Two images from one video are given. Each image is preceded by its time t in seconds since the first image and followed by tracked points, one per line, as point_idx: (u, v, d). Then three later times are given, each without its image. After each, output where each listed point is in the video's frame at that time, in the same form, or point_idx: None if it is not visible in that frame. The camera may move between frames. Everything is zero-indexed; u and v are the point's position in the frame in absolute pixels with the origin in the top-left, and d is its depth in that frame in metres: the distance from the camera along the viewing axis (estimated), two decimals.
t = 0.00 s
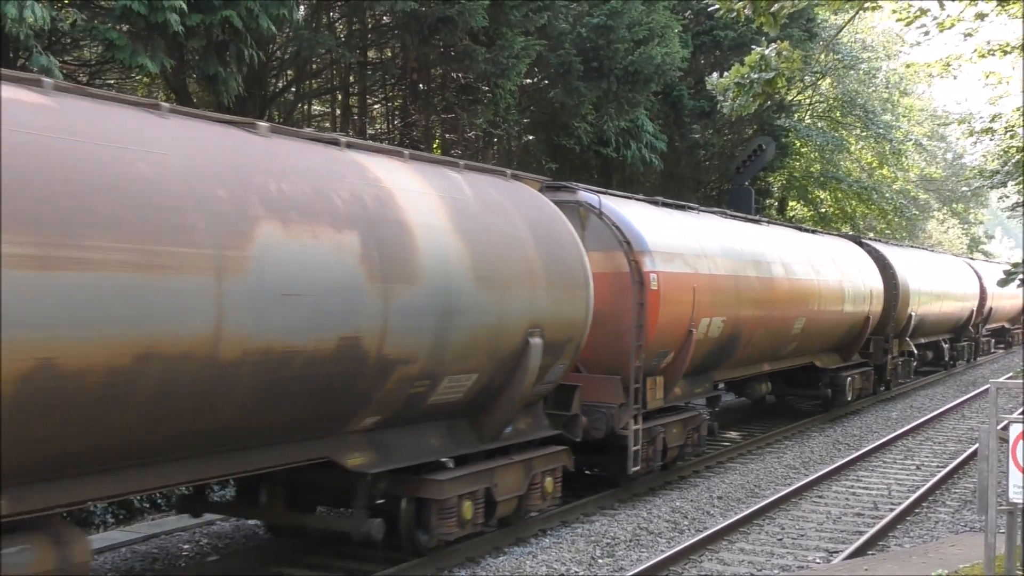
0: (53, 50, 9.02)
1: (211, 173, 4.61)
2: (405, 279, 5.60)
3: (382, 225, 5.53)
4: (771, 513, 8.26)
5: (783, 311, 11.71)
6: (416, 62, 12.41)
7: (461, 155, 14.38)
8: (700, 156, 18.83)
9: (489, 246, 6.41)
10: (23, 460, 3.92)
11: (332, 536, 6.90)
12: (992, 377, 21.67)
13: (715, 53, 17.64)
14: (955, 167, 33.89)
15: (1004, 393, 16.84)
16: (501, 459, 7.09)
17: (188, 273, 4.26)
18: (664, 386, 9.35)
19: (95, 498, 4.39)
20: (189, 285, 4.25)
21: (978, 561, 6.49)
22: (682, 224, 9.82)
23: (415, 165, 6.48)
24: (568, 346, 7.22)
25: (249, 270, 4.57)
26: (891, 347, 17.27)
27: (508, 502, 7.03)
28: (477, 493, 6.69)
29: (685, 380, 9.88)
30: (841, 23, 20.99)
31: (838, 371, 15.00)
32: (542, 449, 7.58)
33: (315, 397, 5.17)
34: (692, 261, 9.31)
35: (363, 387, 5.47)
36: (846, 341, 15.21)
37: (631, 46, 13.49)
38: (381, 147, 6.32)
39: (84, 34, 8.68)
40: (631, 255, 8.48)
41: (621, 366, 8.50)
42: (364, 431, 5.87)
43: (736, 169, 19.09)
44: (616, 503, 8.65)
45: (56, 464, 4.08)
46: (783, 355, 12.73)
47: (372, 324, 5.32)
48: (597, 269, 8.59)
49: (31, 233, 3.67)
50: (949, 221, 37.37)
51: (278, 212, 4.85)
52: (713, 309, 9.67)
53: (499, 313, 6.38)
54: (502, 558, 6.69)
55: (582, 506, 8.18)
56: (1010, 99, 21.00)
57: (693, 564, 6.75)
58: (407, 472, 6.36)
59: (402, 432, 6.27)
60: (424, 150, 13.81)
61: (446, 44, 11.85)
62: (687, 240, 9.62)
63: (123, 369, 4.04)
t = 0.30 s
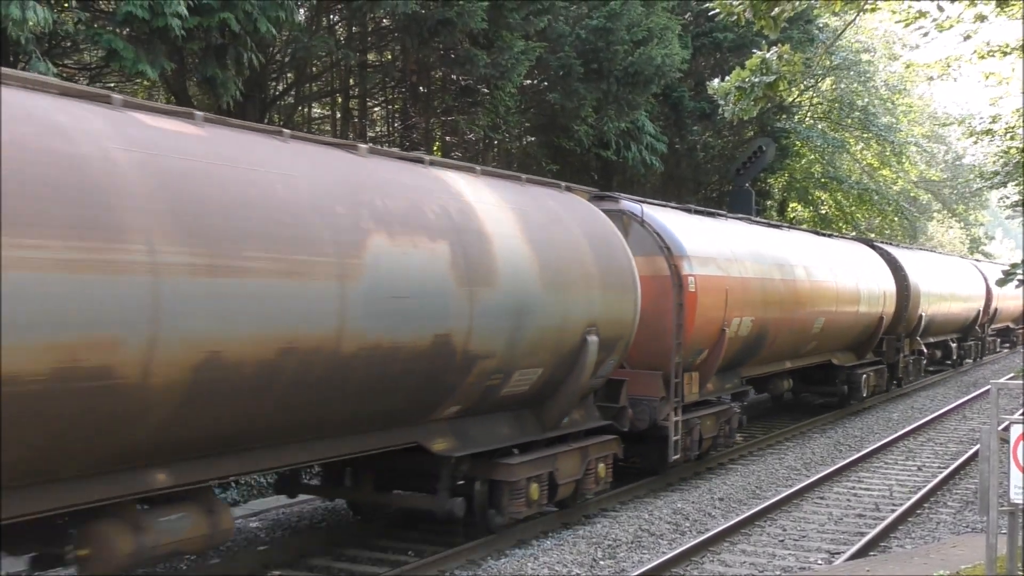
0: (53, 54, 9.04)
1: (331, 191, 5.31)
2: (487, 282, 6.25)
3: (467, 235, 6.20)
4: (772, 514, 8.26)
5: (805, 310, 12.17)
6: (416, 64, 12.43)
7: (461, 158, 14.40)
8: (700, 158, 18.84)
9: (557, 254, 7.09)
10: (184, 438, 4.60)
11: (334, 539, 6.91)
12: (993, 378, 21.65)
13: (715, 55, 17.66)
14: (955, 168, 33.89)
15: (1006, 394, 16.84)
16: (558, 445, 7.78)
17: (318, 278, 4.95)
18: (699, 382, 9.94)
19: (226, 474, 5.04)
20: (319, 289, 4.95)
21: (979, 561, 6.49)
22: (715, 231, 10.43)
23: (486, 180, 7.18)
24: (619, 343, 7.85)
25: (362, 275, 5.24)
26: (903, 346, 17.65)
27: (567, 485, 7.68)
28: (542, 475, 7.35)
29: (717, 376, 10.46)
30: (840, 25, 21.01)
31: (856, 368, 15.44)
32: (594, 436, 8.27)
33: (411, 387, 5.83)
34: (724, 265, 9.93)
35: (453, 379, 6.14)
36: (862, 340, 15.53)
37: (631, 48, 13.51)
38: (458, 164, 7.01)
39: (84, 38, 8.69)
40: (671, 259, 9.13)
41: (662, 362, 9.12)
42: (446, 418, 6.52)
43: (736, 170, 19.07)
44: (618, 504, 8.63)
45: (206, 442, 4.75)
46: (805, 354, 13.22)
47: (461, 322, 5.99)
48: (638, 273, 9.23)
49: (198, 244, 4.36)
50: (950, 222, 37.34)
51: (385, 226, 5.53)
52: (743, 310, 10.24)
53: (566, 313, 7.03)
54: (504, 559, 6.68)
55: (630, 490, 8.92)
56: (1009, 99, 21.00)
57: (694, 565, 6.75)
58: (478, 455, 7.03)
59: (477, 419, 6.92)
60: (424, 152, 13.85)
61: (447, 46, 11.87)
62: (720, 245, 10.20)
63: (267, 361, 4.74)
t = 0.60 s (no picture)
0: (53, 55, 9.03)
1: (424, 206, 6.06)
2: (553, 284, 6.96)
3: (536, 243, 6.94)
4: (773, 515, 8.26)
5: (824, 310, 12.68)
6: (416, 66, 12.43)
7: (461, 159, 14.40)
8: (700, 159, 18.85)
9: (609, 260, 7.83)
10: (311, 421, 5.32)
11: (334, 540, 6.90)
12: (994, 379, 21.66)
13: (715, 56, 17.66)
14: (955, 169, 33.90)
15: (1008, 394, 16.84)
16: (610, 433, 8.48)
17: (418, 282, 5.70)
18: (729, 377, 10.54)
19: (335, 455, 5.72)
20: (419, 292, 5.70)
21: (981, 563, 6.48)
22: (744, 235, 11.01)
23: (546, 191, 7.96)
24: (662, 341, 8.54)
25: (450, 278, 5.98)
26: (915, 345, 18.15)
27: (617, 471, 8.36)
28: (596, 462, 8.02)
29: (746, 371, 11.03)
30: (840, 27, 21.02)
31: (869, 364, 16.00)
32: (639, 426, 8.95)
33: (488, 380, 6.53)
34: (753, 268, 10.51)
35: (524, 372, 6.85)
36: (875, 339, 15.97)
37: (631, 49, 13.51)
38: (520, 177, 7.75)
39: (85, 40, 8.70)
40: (706, 264, 9.73)
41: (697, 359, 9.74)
42: (513, 408, 7.19)
43: (736, 172, 19.06)
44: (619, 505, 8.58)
45: (325, 425, 5.46)
46: (823, 352, 13.75)
47: (531, 321, 6.70)
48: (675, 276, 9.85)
49: (329, 253, 5.13)
50: (950, 223, 37.35)
51: (468, 235, 6.30)
52: (770, 310, 10.81)
53: (618, 313, 7.72)
54: (505, 561, 6.67)
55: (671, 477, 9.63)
56: (1009, 101, 21.00)
57: (696, 567, 6.74)
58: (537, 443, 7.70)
59: (538, 409, 7.60)
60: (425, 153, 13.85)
61: (446, 48, 11.87)
62: (748, 248, 10.77)
63: (379, 354, 5.47)
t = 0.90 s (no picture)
0: (52, 58, 9.03)
1: (496, 217, 6.71)
2: (607, 287, 7.58)
3: (592, 251, 7.59)
4: (772, 518, 8.26)
5: (839, 311, 13.07)
6: (415, 68, 12.41)
7: (460, 162, 14.40)
8: (699, 162, 18.85)
9: (655, 265, 8.47)
10: (407, 410, 5.96)
11: (333, 542, 6.89)
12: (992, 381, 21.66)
13: (714, 58, 17.66)
14: (954, 171, 33.90)
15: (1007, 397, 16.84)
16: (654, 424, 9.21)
17: (495, 287, 6.33)
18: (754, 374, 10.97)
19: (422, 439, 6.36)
20: (499, 295, 6.35)
21: (979, 565, 6.48)
22: (766, 241, 11.41)
23: (595, 203, 8.61)
24: (698, 340, 9.15)
25: (523, 282, 6.62)
26: (922, 345, 18.42)
27: (656, 459, 9.04)
28: (639, 451, 8.71)
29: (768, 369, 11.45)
30: (839, 30, 21.02)
31: (879, 362, 16.45)
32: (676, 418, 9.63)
33: (552, 374, 7.15)
34: (777, 272, 10.97)
35: (582, 368, 7.48)
36: (885, 339, 16.31)
37: (630, 52, 13.54)
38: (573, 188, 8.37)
39: (82, 43, 8.70)
40: (734, 269, 10.19)
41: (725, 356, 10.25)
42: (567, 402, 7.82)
43: (735, 174, 19.05)
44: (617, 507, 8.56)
45: (417, 413, 6.09)
46: (838, 352, 14.14)
47: (588, 320, 7.31)
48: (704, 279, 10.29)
49: (424, 260, 5.77)
50: (949, 225, 37.33)
51: (535, 244, 6.93)
52: (792, 312, 11.27)
53: (661, 314, 8.35)
54: (503, 564, 6.66)
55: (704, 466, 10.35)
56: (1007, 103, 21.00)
57: (694, 570, 6.74)
58: (587, 432, 8.39)
59: (587, 404, 8.19)
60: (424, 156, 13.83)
61: (445, 50, 11.88)
62: (769, 254, 11.15)
63: (467, 350, 6.11)
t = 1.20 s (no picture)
0: (52, 59, 9.03)
1: (559, 224, 7.33)
2: (654, 288, 8.19)
3: (642, 255, 8.21)
4: (774, 518, 8.25)
5: (855, 311, 13.53)
6: (416, 69, 12.40)
7: (460, 162, 14.37)
8: (699, 162, 18.84)
9: (696, 269, 9.12)
10: (486, 398, 6.60)
11: (334, 544, 6.90)
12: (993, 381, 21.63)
13: (715, 59, 17.65)
14: (955, 171, 33.87)
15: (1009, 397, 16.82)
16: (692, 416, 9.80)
17: (563, 288, 6.94)
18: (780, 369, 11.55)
19: (496, 424, 7.00)
20: (565, 295, 6.96)
21: (980, 565, 6.47)
22: (787, 245, 11.95)
23: (638, 210, 9.24)
24: (731, 337, 9.77)
25: (585, 283, 7.24)
26: (932, 344, 18.64)
27: (694, 449, 9.70)
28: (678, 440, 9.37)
29: (791, 365, 12.00)
30: (839, 30, 20.99)
31: (891, 360, 16.82)
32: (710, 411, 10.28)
33: (606, 368, 7.78)
34: (798, 274, 11.50)
35: (633, 362, 8.11)
36: (897, 338, 16.66)
37: (631, 53, 13.54)
38: (620, 198, 9.01)
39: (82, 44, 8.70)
40: (761, 271, 10.80)
41: (754, 352, 10.83)
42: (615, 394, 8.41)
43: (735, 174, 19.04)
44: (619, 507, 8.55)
45: (494, 402, 6.74)
46: (854, 350, 14.64)
47: (639, 318, 7.92)
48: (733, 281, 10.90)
49: (505, 264, 6.41)
50: (949, 225, 37.30)
51: (594, 248, 7.55)
52: (812, 312, 11.79)
53: (701, 313, 8.97)
54: (505, 565, 6.65)
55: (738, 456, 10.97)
56: (1008, 103, 20.97)
57: (696, 570, 6.73)
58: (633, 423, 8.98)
59: (633, 397, 8.81)
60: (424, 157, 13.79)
61: (446, 51, 11.88)
62: (791, 257, 11.69)
63: (538, 345, 6.74)
